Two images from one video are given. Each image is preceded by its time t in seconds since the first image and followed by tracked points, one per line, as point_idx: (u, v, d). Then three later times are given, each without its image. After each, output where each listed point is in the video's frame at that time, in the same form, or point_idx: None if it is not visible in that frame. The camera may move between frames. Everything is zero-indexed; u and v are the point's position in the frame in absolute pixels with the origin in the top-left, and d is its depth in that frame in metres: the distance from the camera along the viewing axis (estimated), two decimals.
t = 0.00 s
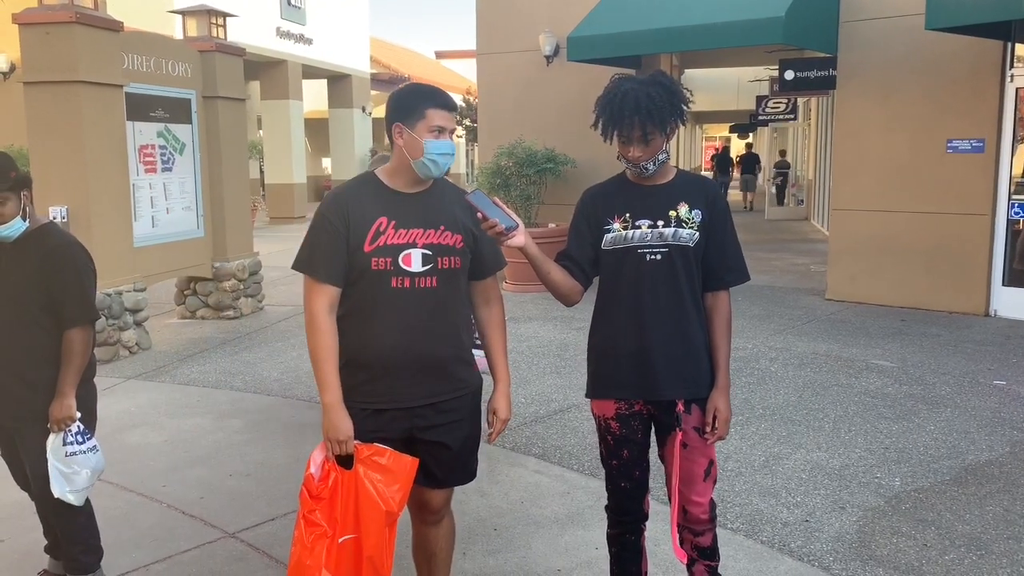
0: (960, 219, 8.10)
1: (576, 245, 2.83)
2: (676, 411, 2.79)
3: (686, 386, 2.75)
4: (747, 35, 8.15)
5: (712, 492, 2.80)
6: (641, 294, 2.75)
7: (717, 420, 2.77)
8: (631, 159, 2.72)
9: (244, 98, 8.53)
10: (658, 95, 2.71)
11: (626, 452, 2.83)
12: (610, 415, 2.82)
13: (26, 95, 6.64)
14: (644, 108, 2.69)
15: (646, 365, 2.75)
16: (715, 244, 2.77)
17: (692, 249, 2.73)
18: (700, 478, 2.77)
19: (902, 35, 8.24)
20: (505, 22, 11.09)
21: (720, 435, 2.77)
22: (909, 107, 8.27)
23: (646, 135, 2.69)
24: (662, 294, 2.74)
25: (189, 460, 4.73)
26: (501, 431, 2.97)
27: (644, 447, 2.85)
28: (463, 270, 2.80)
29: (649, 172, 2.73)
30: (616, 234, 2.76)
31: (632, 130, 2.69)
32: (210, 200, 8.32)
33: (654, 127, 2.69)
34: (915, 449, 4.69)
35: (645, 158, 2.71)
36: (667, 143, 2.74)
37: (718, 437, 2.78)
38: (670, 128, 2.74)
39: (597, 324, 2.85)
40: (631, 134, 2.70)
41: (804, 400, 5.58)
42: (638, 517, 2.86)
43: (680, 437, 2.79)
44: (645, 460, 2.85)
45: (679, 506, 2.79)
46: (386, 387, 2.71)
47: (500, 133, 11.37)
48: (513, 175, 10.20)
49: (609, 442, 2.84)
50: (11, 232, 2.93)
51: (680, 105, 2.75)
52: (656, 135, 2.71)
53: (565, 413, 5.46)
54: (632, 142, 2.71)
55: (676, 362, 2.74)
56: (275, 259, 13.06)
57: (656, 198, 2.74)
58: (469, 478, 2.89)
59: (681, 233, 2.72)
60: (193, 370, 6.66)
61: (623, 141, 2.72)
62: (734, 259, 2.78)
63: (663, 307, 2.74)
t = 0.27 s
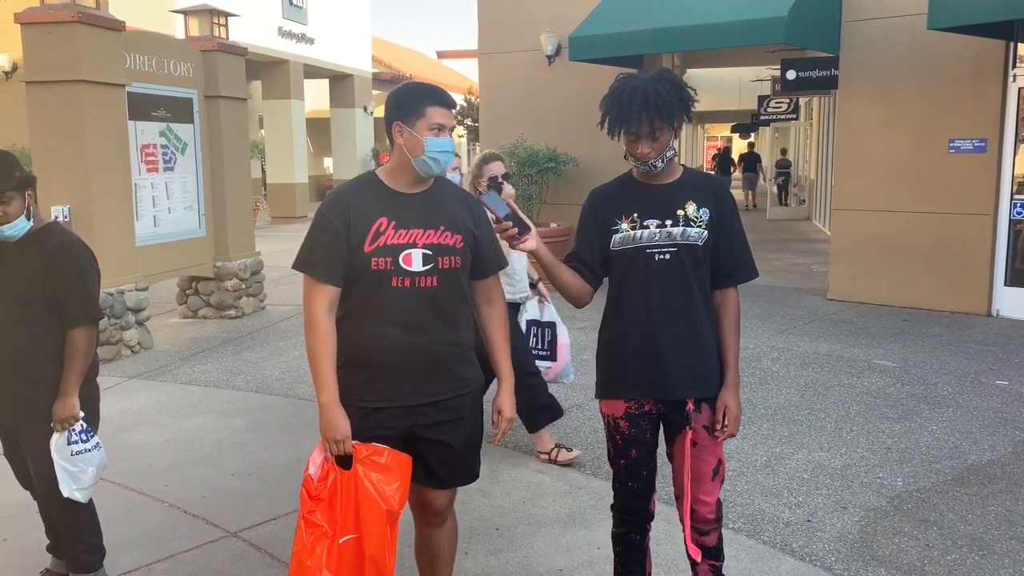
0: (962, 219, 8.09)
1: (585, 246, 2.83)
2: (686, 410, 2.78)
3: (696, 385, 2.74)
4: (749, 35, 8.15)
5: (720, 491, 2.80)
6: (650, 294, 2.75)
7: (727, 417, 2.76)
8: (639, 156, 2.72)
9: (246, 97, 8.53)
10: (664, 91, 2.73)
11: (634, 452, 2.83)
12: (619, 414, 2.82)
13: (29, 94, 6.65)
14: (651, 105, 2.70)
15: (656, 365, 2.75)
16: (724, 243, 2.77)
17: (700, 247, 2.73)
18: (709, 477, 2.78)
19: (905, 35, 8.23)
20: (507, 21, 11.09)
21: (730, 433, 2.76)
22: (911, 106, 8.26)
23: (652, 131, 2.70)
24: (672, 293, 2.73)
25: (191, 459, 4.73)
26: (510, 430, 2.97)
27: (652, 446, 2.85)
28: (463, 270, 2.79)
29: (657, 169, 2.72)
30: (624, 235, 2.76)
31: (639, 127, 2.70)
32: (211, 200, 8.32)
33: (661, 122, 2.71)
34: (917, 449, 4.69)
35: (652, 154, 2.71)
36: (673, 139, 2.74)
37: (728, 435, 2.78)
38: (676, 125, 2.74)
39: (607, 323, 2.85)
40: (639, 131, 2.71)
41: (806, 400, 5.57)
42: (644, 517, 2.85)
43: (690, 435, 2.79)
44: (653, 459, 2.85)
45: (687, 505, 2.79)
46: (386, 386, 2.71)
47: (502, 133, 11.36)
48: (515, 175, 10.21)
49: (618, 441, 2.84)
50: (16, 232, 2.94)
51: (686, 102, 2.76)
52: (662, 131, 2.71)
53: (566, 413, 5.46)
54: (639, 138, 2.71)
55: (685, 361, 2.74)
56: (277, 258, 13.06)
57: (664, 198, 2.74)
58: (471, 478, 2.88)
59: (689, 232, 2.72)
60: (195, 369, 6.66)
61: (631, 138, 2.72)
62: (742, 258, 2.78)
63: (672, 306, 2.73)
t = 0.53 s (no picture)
0: (964, 219, 8.08)
1: (597, 248, 2.83)
2: (695, 410, 2.78)
3: (705, 384, 2.74)
4: (750, 36, 8.15)
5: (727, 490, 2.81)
6: (660, 293, 2.74)
7: (738, 416, 2.76)
8: (650, 155, 2.73)
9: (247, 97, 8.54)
10: (673, 88, 2.73)
11: (642, 452, 2.83)
12: (627, 414, 2.83)
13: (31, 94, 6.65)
14: (662, 102, 2.70)
15: (664, 365, 2.75)
16: (733, 241, 2.77)
17: (710, 246, 2.72)
18: (717, 478, 2.78)
19: (906, 35, 8.23)
20: (508, 21, 11.09)
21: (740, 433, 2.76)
22: (912, 106, 8.26)
23: (663, 128, 2.71)
24: (681, 293, 2.73)
25: (192, 459, 4.74)
26: (503, 428, 2.98)
27: (659, 446, 2.85)
28: (464, 271, 2.80)
29: (668, 167, 2.73)
30: (633, 235, 2.76)
31: (649, 125, 2.71)
32: (213, 200, 8.33)
33: (671, 120, 2.72)
34: (919, 450, 4.69)
35: (664, 152, 2.72)
36: (682, 136, 2.76)
37: (738, 435, 2.78)
38: (684, 121, 2.76)
39: (617, 323, 2.85)
40: (650, 129, 2.72)
41: (807, 401, 5.57)
42: (650, 518, 2.85)
43: (699, 436, 2.79)
44: (660, 459, 2.85)
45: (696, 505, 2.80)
46: (387, 387, 2.72)
47: (503, 133, 11.36)
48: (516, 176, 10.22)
49: (626, 441, 2.85)
50: (20, 232, 2.95)
51: (693, 98, 2.77)
52: (672, 128, 2.72)
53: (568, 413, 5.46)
54: (650, 137, 2.72)
55: (695, 361, 2.74)
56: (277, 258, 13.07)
57: (673, 197, 2.74)
58: (471, 476, 2.89)
59: (698, 231, 2.72)
60: (197, 369, 6.67)
61: (641, 137, 2.73)
62: (752, 256, 2.78)
63: (681, 305, 2.73)
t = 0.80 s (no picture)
0: (965, 220, 8.08)
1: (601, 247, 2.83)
2: (698, 411, 2.78)
3: (707, 385, 2.74)
4: (751, 36, 8.14)
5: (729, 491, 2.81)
6: (663, 294, 2.75)
7: (741, 418, 2.76)
8: (647, 153, 2.73)
9: (248, 98, 8.54)
10: (671, 86, 2.72)
11: (643, 452, 2.83)
12: (629, 413, 2.83)
13: (31, 95, 6.66)
14: (658, 99, 2.70)
15: (667, 365, 2.76)
16: (737, 241, 2.77)
17: (714, 247, 2.73)
18: (718, 479, 2.79)
19: (907, 35, 8.23)
20: (509, 22, 11.09)
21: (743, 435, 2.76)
22: (913, 107, 8.25)
23: (660, 125, 2.71)
24: (684, 293, 2.73)
25: (193, 459, 4.74)
26: (503, 426, 2.98)
27: (661, 447, 2.85)
28: (465, 270, 2.80)
29: (666, 166, 2.73)
30: (637, 235, 2.76)
31: (646, 122, 2.71)
32: (214, 201, 8.33)
33: (668, 118, 2.71)
34: (920, 450, 4.68)
35: (661, 150, 2.73)
36: (681, 134, 2.76)
37: (740, 436, 2.78)
38: (683, 119, 2.75)
39: (620, 323, 2.86)
40: (646, 126, 2.72)
41: (808, 401, 5.57)
42: (651, 518, 2.85)
43: (702, 437, 2.79)
44: (662, 460, 2.85)
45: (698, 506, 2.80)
46: (387, 387, 2.72)
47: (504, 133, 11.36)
48: (516, 176, 10.22)
49: (627, 440, 2.85)
50: (20, 234, 2.95)
51: (693, 95, 2.76)
52: (669, 125, 2.72)
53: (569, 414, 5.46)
54: (647, 134, 2.72)
55: (698, 362, 2.74)
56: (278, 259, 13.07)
57: (676, 197, 2.74)
58: (470, 475, 2.89)
59: (702, 232, 2.72)
60: (197, 370, 6.67)
61: (639, 134, 2.73)
62: (757, 257, 2.77)
63: (684, 306, 2.73)
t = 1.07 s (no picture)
0: (965, 220, 8.08)
1: (599, 245, 2.84)
2: (697, 411, 2.78)
3: (706, 385, 2.74)
4: (751, 36, 8.15)
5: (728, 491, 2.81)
6: (662, 295, 2.75)
7: (736, 422, 2.75)
8: (648, 149, 2.72)
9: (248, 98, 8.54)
10: (677, 84, 2.73)
11: (642, 452, 2.84)
12: (628, 414, 2.84)
13: (32, 95, 6.66)
14: (663, 95, 2.71)
15: (666, 365, 2.76)
16: (738, 242, 2.77)
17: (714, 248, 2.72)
18: (717, 479, 2.79)
19: (907, 35, 8.23)
20: (509, 22, 11.09)
21: (739, 435, 2.75)
22: (913, 107, 8.25)
23: (662, 122, 2.71)
24: (683, 293, 2.74)
25: (193, 459, 4.74)
26: (510, 423, 2.98)
27: (660, 448, 2.86)
28: (465, 266, 2.80)
29: (666, 164, 2.71)
30: (638, 235, 2.76)
31: (649, 118, 2.71)
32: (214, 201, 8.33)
33: (672, 115, 2.71)
34: (920, 450, 4.68)
35: (662, 148, 2.71)
36: (685, 134, 2.74)
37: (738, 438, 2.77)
38: (688, 119, 2.75)
39: (619, 321, 2.87)
40: (649, 122, 2.72)
41: (808, 401, 5.57)
42: (651, 518, 2.85)
43: (700, 438, 2.79)
44: (661, 460, 2.85)
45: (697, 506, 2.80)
46: (387, 385, 2.72)
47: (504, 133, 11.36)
48: (516, 176, 10.23)
49: (626, 441, 2.86)
50: (22, 235, 2.96)
51: (700, 97, 2.77)
52: (672, 123, 2.71)
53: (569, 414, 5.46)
54: (649, 130, 2.72)
55: (696, 363, 2.74)
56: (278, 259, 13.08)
57: (677, 198, 2.74)
58: (473, 475, 2.88)
59: (703, 233, 2.72)
60: (197, 370, 6.67)
61: (641, 129, 2.73)
62: (758, 258, 2.77)
63: (683, 306, 2.74)
